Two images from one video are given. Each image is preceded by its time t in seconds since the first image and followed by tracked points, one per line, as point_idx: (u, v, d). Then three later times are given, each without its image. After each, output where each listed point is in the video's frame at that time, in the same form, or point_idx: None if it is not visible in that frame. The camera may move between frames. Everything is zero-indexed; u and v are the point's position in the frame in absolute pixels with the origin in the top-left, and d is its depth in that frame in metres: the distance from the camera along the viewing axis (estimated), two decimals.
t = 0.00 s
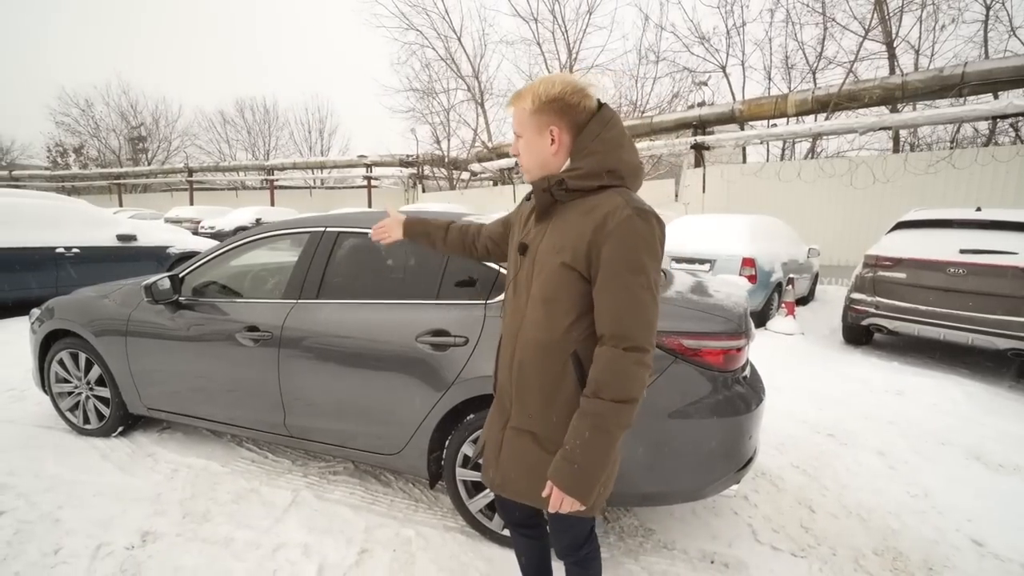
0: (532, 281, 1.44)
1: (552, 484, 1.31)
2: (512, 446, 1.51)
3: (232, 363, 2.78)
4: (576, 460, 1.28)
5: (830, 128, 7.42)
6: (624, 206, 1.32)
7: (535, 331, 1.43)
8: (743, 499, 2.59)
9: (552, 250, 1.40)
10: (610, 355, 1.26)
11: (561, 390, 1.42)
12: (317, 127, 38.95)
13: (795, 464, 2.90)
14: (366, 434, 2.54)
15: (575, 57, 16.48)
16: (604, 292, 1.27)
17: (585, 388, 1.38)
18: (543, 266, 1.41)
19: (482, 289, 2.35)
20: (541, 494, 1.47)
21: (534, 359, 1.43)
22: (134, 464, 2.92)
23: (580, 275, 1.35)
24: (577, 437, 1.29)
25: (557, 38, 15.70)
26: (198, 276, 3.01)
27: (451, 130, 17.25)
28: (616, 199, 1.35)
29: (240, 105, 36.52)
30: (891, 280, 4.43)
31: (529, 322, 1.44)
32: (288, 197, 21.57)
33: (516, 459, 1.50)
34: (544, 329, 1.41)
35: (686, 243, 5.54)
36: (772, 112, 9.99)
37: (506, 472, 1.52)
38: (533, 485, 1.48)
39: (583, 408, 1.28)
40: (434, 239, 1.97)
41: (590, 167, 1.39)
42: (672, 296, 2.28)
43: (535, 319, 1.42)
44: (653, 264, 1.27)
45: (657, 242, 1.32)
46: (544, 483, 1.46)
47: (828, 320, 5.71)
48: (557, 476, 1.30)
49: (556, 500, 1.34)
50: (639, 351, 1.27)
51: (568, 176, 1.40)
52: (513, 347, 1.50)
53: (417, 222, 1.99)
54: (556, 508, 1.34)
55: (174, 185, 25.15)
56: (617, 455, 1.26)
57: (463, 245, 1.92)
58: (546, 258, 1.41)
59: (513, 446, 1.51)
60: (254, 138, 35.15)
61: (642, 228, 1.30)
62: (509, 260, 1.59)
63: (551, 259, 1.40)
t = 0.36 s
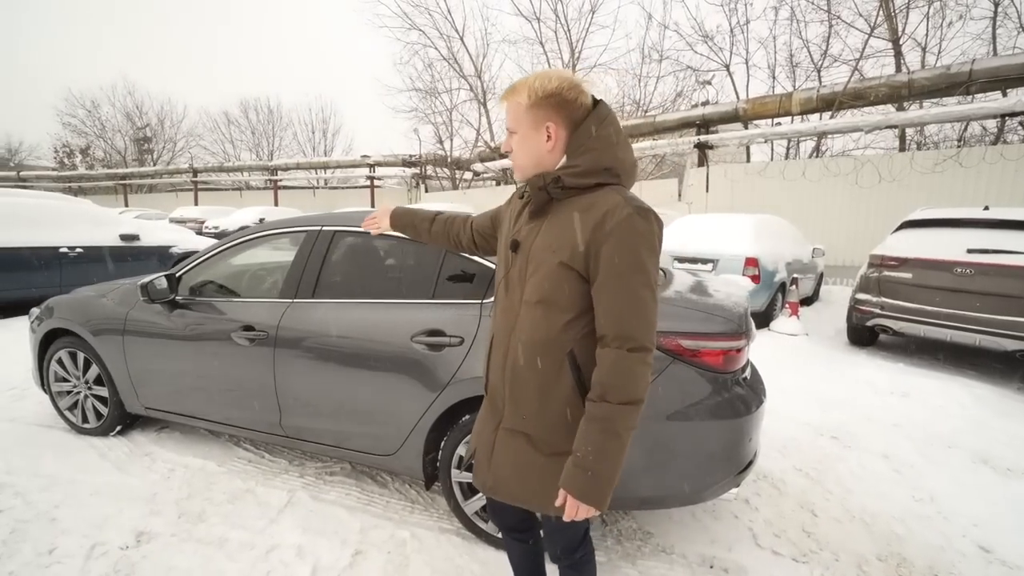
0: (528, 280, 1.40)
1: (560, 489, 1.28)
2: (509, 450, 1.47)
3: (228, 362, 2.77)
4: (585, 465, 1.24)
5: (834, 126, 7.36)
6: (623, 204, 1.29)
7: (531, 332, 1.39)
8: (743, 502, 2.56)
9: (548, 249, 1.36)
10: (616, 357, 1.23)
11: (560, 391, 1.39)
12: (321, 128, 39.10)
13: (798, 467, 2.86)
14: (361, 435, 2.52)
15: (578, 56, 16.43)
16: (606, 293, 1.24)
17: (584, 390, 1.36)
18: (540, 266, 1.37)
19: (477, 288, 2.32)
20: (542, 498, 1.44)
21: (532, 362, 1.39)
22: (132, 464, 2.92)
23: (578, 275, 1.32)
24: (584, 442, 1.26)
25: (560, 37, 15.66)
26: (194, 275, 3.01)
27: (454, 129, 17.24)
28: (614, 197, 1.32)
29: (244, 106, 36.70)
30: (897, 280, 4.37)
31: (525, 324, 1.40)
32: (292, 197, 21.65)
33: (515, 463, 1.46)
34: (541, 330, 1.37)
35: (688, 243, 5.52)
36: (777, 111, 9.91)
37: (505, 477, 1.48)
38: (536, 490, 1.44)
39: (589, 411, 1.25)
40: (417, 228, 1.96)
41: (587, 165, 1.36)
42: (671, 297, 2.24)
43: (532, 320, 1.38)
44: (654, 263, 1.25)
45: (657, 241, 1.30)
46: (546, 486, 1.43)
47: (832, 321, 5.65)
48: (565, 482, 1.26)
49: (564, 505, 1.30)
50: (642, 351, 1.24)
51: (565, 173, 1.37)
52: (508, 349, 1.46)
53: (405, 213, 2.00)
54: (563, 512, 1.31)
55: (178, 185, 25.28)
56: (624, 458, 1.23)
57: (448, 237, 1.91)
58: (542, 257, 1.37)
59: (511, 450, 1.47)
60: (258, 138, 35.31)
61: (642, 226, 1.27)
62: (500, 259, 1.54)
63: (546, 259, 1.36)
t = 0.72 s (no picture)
0: (517, 283, 1.37)
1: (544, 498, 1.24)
2: (498, 456, 1.44)
3: (228, 364, 2.77)
4: (570, 473, 1.20)
5: (846, 124, 7.24)
6: (613, 206, 1.25)
7: (520, 336, 1.35)
8: (747, 509, 2.50)
9: (537, 251, 1.32)
10: (603, 363, 1.19)
11: (548, 397, 1.35)
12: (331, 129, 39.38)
13: (804, 473, 2.80)
14: (358, 437, 2.51)
15: (586, 55, 16.37)
16: (594, 296, 1.20)
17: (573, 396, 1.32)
18: (530, 268, 1.33)
19: (474, 290, 2.29)
20: (530, 505, 1.41)
21: (520, 366, 1.36)
22: (132, 464, 2.93)
23: (567, 278, 1.28)
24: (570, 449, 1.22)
25: (567, 36, 15.64)
26: (194, 276, 3.01)
27: (461, 130, 17.26)
28: (604, 198, 1.28)
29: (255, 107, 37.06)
30: (909, 282, 4.28)
31: (514, 328, 1.36)
32: (301, 197, 21.83)
33: (502, 470, 1.43)
34: (529, 335, 1.33)
35: (694, 243, 5.47)
36: (787, 109, 9.79)
37: (492, 483, 1.45)
38: (523, 496, 1.41)
39: (575, 418, 1.21)
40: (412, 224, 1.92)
41: (577, 166, 1.32)
42: (672, 300, 2.19)
43: (520, 324, 1.35)
44: (644, 266, 1.21)
45: (648, 244, 1.26)
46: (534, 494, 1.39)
47: (842, 323, 5.55)
48: (550, 491, 1.22)
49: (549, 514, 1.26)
50: (631, 357, 1.20)
51: (554, 175, 1.33)
52: (497, 353, 1.43)
53: (398, 208, 1.93)
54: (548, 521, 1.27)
55: (190, 185, 25.60)
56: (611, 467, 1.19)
57: (442, 236, 1.89)
58: (531, 259, 1.34)
59: (499, 456, 1.44)
60: (268, 139, 35.66)
61: (632, 229, 1.23)
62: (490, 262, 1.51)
63: (535, 261, 1.32)
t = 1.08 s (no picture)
0: (503, 276, 1.36)
1: (524, 490, 1.23)
2: (484, 450, 1.44)
3: (232, 359, 2.81)
4: (550, 464, 1.19)
5: (862, 121, 7.09)
6: (595, 197, 1.24)
7: (505, 330, 1.35)
8: (750, 510, 2.46)
9: (522, 244, 1.32)
10: (583, 354, 1.18)
11: (533, 390, 1.35)
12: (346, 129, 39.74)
13: (811, 475, 2.74)
14: (358, 432, 2.52)
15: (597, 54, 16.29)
16: (575, 288, 1.19)
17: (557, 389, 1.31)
18: (514, 262, 1.33)
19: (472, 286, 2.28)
20: (515, 499, 1.40)
21: (505, 360, 1.35)
22: (140, 456, 2.98)
23: (550, 271, 1.27)
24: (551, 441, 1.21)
25: (578, 34, 15.58)
26: (201, 272, 3.05)
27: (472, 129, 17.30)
28: (587, 190, 1.27)
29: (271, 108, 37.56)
30: (926, 281, 4.17)
31: (499, 321, 1.36)
32: (314, 197, 22.07)
33: (488, 463, 1.43)
34: (514, 328, 1.33)
35: (703, 242, 5.42)
36: (802, 106, 9.62)
37: (478, 477, 1.45)
38: (508, 490, 1.41)
39: (555, 409, 1.21)
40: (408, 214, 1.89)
41: (558, 158, 1.31)
42: (673, 297, 2.16)
43: (505, 317, 1.34)
44: (626, 257, 1.19)
45: (631, 235, 1.24)
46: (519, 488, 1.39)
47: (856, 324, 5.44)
48: (530, 482, 1.22)
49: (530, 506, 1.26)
50: (613, 349, 1.19)
51: (535, 167, 1.32)
52: (483, 347, 1.42)
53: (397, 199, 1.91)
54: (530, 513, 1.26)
55: (208, 186, 26.03)
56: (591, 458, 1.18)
57: (436, 232, 1.87)
58: (515, 252, 1.33)
59: (485, 450, 1.44)
60: (284, 140, 36.11)
61: (614, 220, 1.22)
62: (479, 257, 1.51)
63: (519, 255, 1.32)
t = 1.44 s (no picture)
0: (489, 268, 1.37)
1: (520, 474, 1.24)
2: (476, 442, 1.45)
3: (239, 352, 2.88)
4: (545, 446, 1.20)
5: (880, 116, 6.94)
6: (578, 186, 1.26)
7: (493, 321, 1.36)
8: (748, 508, 2.44)
9: (507, 235, 1.33)
10: (573, 338, 1.19)
11: (524, 379, 1.36)
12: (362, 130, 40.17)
13: (814, 475, 2.71)
14: (358, 424, 2.56)
15: (610, 52, 16.21)
16: (561, 274, 1.20)
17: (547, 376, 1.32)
18: (500, 254, 1.34)
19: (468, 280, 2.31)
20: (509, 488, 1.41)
21: (495, 350, 1.37)
22: (152, 445, 3.06)
23: (536, 260, 1.29)
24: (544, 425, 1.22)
25: (590, 33, 15.54)
26: (210, 267, 3.13)
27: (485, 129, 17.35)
28: (570, 180, 1.28)
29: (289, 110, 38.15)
30: (942, 281, 4.08)
31: (487, 312, 1.37)
32: (329, 197, 22.35)
33: (482, 455, 1.44)
34: (502, 318, 1.34)
35: (713, 241, 5.37)
36: (818, 102, 9.46)
37: (472, 469, 1.46)
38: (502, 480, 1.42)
39: (547, 394, 1.21)
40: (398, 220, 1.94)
41: (542, 149, 1.32)
42: (668, 293, 2.16)
43: (493, 308, 1.35)
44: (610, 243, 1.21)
45: (614, 223, 1.26)
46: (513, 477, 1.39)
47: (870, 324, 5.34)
48: (525, 466, 1.22)
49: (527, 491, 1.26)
50: (601, 332, 1.20)
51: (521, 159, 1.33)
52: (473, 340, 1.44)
53: (388, 201, 1.97)
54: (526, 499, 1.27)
55: (227, 186, 26.52)
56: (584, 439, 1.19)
57: (425, 236, 1.90)
58: (501, 244, 1.34)
59: (478, 442, 1.45)
60: (301, 140, 36.65)
61: (597, 208, 1.24)
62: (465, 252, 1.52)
63: (505, 245, 1.33)
